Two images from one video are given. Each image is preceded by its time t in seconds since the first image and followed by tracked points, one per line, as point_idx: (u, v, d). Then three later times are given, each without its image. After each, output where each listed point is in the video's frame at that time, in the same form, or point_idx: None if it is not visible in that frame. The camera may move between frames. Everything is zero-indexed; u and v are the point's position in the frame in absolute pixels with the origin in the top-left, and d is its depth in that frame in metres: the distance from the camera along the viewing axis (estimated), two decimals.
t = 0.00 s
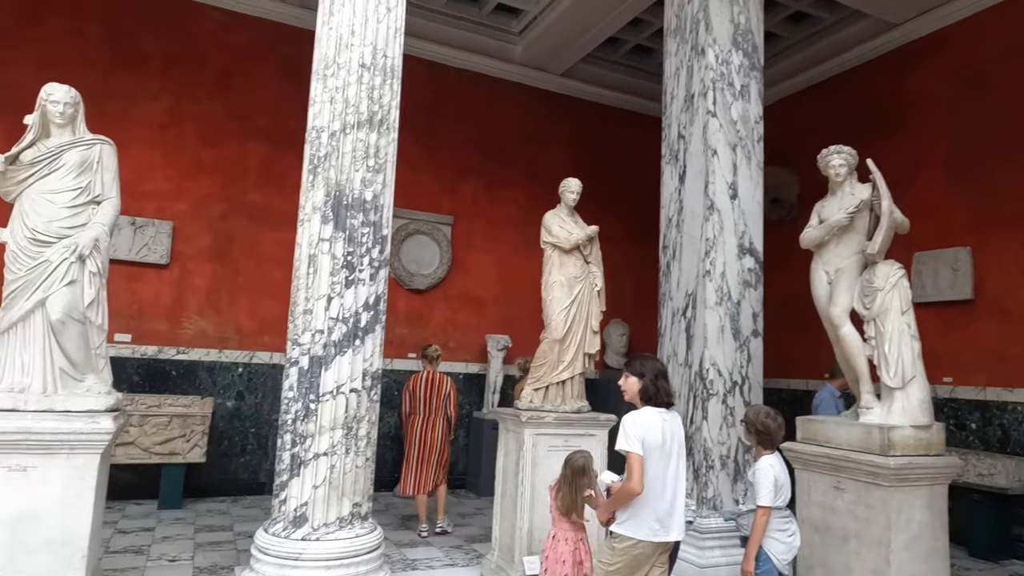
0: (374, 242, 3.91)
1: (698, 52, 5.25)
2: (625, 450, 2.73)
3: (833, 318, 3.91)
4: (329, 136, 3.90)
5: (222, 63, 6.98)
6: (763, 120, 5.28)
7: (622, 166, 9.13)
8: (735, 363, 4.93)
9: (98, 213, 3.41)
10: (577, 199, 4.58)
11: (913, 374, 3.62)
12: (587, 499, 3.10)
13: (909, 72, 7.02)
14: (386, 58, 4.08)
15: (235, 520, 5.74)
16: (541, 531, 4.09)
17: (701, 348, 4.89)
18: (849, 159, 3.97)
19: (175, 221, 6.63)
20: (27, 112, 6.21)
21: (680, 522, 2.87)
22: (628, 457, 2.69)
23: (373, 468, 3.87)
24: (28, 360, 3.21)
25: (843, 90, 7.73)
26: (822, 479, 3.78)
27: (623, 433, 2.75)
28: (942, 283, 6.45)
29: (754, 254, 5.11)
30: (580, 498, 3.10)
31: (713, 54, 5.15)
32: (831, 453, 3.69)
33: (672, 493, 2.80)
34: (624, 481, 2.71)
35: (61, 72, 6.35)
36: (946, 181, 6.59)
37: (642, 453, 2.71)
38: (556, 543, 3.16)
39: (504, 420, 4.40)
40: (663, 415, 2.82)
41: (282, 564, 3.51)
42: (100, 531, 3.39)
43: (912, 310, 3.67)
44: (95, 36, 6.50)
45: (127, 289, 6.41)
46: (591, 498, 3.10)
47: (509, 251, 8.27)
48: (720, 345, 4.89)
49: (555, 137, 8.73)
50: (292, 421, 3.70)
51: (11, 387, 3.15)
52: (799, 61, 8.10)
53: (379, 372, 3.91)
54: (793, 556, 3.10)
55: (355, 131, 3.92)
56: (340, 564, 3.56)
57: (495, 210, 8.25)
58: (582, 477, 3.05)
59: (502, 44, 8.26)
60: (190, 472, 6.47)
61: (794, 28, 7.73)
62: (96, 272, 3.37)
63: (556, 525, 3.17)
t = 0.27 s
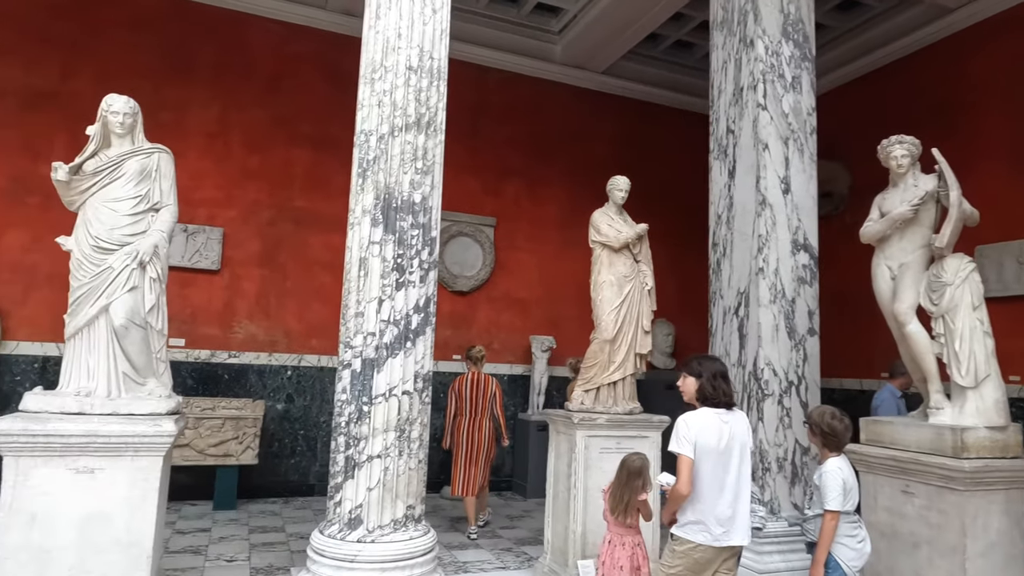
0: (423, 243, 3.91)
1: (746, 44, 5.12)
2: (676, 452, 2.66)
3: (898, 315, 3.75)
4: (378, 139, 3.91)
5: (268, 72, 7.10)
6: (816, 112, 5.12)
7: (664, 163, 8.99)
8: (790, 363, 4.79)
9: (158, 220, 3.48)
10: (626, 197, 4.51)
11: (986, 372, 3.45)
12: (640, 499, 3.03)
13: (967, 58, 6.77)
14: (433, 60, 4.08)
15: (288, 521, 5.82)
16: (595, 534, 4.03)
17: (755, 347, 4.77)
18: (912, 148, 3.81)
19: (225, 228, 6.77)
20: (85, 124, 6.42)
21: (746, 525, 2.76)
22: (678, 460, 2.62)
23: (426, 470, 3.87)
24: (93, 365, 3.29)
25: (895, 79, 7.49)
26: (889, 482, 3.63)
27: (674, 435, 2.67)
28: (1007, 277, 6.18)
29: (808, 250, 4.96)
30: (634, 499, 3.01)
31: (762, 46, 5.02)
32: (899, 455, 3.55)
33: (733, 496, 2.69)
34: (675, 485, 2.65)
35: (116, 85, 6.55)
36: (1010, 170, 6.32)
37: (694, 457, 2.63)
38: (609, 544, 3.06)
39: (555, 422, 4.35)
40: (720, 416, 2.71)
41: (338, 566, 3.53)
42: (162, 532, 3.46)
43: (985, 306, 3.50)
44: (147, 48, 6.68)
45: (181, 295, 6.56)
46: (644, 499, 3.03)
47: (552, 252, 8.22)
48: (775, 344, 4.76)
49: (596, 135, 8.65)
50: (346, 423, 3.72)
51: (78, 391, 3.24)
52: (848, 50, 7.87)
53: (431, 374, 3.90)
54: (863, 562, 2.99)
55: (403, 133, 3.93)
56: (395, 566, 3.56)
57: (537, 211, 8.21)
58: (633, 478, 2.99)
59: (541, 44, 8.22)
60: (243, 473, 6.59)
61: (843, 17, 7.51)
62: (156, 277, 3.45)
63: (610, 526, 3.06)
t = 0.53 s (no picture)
0: (467, 243, 3.87)
1: (794, 34, 4.97)
2: (735, 455, 2.54)
3: (965, 312, 3.56)
4: (421, 138, 3.87)
5: (306, 75, 7.15)
6: (869, 102, 4.93)
7: (704, 159, 8.81)
8: (845, 362, 4.62)
9: (205, 222, 3.49)
10: (671, 193, 4.41)
11: None
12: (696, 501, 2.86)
13: None
14: (475, 57, 4.03)
15: (331, 522, 5.82)
16: (645, 539, 3.93)
17: (807, 346, 4.61)
18: (977, 137, 3.62)
19: (266, 230, 6.84)
20: (130, 131, 6.54)
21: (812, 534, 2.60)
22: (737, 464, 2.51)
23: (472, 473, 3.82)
24: (145, 367, 3.33)
25: (946, 68, 7.27)
26: (958, 487, 3.46)
27: (733, 437, 2.55)
28: None
29: (862, 245, 4.78)
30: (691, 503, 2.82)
31: (811, 35, 4.86)
32: (969, 460, 3.37)
33: (797, 502, 2.55)
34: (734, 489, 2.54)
35: (160, 91, 6.65)
36: None
37: (755, 460, 2.51)
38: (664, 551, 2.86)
39: (601, 423, 4.26)
40: (783, 418, 2.58)
41: (386, 569, 3.49)
42: (212, 533, 3.47)
43: None
44: (190, 55, 6.78)
45: (224, 297, 6.64)
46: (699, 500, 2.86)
47: (590, 251, 8.12)
48: (829, 344, 4.59)
49: (634, 132, 8.52)
50: (392, 425, 3.69)
51: (130, 393, 3.27)
52: (894, 40, 7.65)
53: (476, 375, 3.85)
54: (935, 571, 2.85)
55: (446, 132, 3.89)
56: (444, 570, 3.51)
57: (574, 210, 8.12)
58: (688, 482, 2.79)
59: (577, 41, 8.14)
60: (286, 474, 6.64)
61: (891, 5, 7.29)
62: (205, 279, 3.46)
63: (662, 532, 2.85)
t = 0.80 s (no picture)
0: (494, 243, 3.80)
1: (826, 27, 4.85)
2: (781, 461, 2.47)
3: (1011, 313, 3.43)
4: (447, 136, 3.81)
5: (327, 75, 7.12)
6: (903, 97, 4.80)
7: (727, 158, 8.68)
8: (880, 364, 4.49)
9: (231, 222, 3.45)
10: (701, 191, 4.31)
11: None
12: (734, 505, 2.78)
13: None
14: (501, 53, 3.97)
15: (353, 524, 5.78)
16: (676, 546, 3.84)
17: (840, 348, 4.48)
18: (1021, 131, 3.50)
19: (287, 231, 6.82)
20: (152, 131, 6.55)
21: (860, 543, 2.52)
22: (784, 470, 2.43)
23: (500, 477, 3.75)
24: (171, 369, 3.29)
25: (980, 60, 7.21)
26: (1006, 495, 3.33)
27: (779, 442, 2.48)
28: None
29: (897, 244, 4.64)
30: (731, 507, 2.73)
31: (844, 29, 4.74)
32: (1017, 466, 3.24)
33: (845, 509, 2.47)
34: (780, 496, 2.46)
35: (182, 92, 6.66)
36: None
37: (802, 467, 2.43)
38: (708, 562, 2.71)
39: (630, 427, 4.18)
40: (830, 423, 2.50)
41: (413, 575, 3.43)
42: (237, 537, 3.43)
43: None
44: (211, 56, 6.78)
45: (245, 298, 6.63)
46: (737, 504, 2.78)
47: (611, 251, 8.03)
48: (863, 345, 4.47)
49: (655, 131, 8.42)
50: (418, 428, 3.64)
51: (156, 395, 3.24)
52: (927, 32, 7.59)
53: (503, 377, 3.78)
54: None
55: (472, 130, 3.82)
56: None
57: (596, 209, 8.03)
58: (723, 484, 2.72)
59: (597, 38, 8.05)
60: (307, 476, 6.61)
61: None
62: (230, 280, 3.42)
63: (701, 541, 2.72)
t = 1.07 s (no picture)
0: (519, 241, 3.74)
1: (854, 20, 4.74)
2: (824, 465, 2.38)
3: None
4: (471, 133, 3.77)
5: (344, 74, 7.10)
6: (934, 90, 4.69)
7: (747, 155, 8.56)
8: (912, 364, 4.38)
9: (254, 222, 3.42)
10: (728, 187, 4.23)
11: None
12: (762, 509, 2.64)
13: None
14: (525, 49, 3.91)
15: (374, 525, 5.74)
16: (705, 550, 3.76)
17: (871, 347, 4.38)
18: None
19: (306, 231, 6.81)
20: (172, 133, 6.56)
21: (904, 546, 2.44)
22: (827, 474, 2.35)
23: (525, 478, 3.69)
24: (196, 369, 3.27)
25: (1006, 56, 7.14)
26: None
27: (821, 445, 2.39)
28: None
29: (929, 241, 4.53)
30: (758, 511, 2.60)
31: (873, 21, 4.64)
32: None
33: (890, 514, 2.39)
34: (823, 501, 2.37)
35: (201, 93, 6.66)
36: None
37: (846, 470, 2.35)
38: (738, 569, 2.60)
39: (658, 428, 4.10)
40: (873, 424, 2.42)
41: None
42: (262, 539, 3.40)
43: None
44: (230, 56, 6.78)
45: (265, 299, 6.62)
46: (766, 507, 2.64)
47: (631, 250, 7.95)
48: (895, 344, 4.36)
49: (675, 128, 8.32)
50: (443, 429, 3.59)
51: (181, 396, 3.22)
52: (953, 26, 7.47)
53: (528, 377, 3.73)
54: None
55: (496, 127, 3.77)
56: None
57: (615, 208, 7.95)
58: (747, 489, 2.59)
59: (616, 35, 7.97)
60: (327, 477, 6.59)
61: None
62: (254, 280, 3.39)
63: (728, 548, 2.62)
